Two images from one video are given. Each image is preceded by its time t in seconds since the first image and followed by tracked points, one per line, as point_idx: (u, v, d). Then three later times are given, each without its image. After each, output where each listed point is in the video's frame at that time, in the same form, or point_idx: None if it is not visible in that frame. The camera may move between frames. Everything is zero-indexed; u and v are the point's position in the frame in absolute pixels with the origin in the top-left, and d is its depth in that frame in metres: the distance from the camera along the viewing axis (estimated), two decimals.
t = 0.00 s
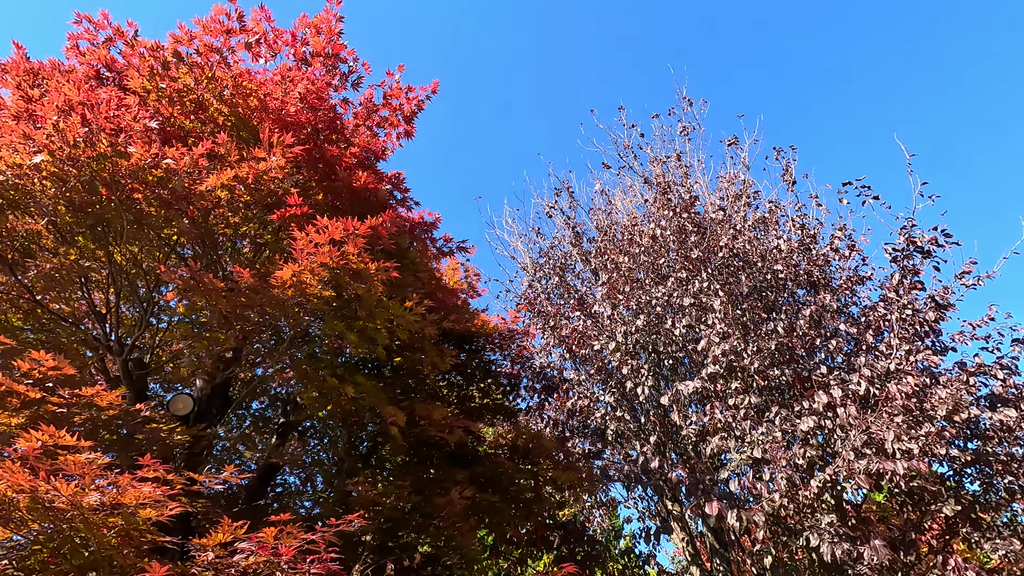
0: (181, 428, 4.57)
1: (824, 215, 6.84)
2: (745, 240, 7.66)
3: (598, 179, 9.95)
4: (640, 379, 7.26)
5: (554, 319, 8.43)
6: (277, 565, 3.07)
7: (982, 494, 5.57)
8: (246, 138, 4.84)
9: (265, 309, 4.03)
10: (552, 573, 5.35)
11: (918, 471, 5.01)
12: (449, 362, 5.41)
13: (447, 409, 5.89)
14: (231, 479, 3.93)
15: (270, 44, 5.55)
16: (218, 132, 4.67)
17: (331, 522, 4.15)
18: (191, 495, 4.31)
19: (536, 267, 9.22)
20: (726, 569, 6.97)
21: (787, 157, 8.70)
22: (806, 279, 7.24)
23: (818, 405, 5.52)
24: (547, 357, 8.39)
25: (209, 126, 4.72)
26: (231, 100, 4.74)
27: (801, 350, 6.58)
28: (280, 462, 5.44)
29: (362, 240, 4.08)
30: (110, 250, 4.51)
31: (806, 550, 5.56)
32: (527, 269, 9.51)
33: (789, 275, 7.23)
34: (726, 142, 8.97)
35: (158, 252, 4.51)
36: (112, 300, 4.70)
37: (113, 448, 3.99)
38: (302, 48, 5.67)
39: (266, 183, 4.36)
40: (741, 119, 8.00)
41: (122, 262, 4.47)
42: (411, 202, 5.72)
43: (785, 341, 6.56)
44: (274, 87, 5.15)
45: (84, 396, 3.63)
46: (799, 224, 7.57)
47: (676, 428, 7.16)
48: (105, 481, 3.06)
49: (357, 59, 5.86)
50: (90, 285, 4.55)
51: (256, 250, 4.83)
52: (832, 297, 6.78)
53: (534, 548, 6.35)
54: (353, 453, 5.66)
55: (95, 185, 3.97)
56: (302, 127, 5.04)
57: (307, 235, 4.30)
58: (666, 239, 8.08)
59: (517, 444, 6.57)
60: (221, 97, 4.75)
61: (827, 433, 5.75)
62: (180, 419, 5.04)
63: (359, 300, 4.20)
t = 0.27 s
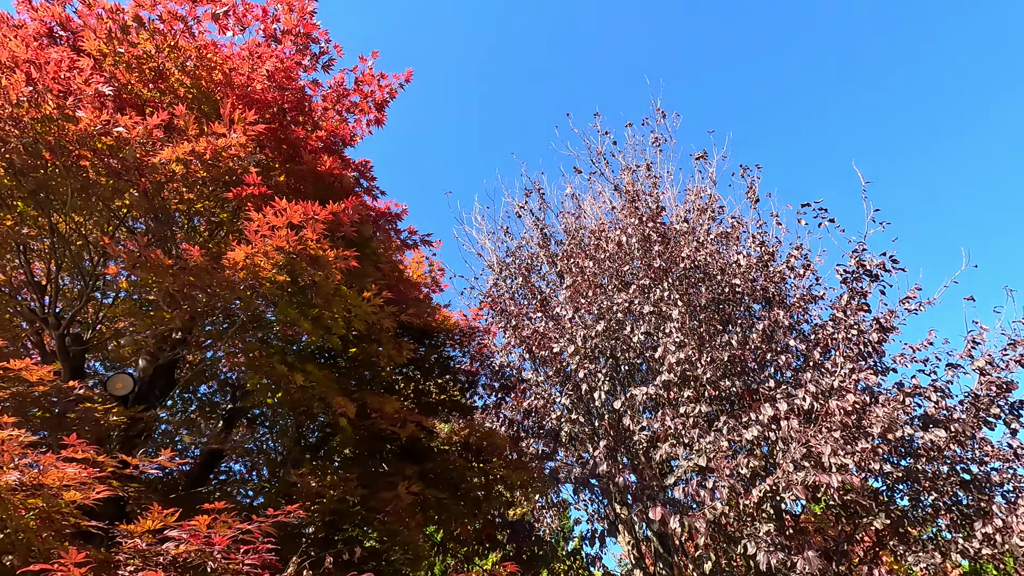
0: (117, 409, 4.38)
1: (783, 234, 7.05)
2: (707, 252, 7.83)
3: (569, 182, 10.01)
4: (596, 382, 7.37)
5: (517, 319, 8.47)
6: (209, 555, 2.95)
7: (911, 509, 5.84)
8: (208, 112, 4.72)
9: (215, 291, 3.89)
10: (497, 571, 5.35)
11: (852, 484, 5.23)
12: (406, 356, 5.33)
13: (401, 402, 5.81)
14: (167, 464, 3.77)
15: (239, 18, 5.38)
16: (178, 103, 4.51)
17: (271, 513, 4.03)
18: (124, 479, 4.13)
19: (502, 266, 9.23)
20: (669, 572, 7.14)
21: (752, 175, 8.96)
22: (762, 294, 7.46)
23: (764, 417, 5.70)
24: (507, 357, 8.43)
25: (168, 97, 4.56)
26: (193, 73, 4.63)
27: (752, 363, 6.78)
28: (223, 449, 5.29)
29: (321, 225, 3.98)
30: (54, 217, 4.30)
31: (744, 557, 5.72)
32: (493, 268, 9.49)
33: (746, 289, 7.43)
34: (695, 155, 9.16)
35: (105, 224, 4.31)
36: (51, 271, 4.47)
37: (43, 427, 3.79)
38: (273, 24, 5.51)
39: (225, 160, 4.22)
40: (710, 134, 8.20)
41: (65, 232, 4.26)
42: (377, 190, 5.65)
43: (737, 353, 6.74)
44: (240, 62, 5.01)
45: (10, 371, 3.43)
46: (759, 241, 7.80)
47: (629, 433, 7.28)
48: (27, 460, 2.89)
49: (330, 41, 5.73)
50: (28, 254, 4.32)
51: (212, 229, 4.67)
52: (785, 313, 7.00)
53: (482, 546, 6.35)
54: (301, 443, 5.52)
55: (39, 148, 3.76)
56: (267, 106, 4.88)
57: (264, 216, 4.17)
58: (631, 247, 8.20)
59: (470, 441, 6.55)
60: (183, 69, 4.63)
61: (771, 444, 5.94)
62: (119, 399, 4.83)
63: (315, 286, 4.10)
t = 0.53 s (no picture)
0: (69, 384, 4.22)
1: (757, 236, 7.16)
2: (682, 252, 7.91)
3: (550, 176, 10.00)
4: (567, 376, 7.40)
5: (491, 310, 8.45)
6: (160, 535, 2.85)
7: (864, 510, 6.01)
8: (179, 81, 4.61)
9: (178, 266, 3.76)
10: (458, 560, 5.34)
11: (809, 483, 5.36)
12: (375, 341, 5.25)
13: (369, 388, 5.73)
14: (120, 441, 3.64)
15: None
16: (146, 70, 4.35)
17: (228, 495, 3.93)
18: (74, 457, 3.99)
19: (479, 257, 9.18)
20: (630, 566, 7.23)
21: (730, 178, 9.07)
22: (734, 296, 7.57)
23: (729, 416, 5.80)
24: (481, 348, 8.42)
25: (136, 63, 4.40)
26: (164, 39, 4.49)
27: (721, 363, 6.89)
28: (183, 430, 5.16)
29: (291, 202, 3.88)
30: (9, 181, 4.12)
31: (703, 552, 5.82)
32: (470, 258, 9.43)
33: (718, 290, 7.53)
34: (676, 155, 9.22)
35: (65, 192, 4.15)
36: (4, 238, 4.28)
37: None
38: None
39: (194, 131, 4.08)
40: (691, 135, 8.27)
41: (21, 199, 4.08)
42: (353, 172, 5.55)
43: (706, 352, 6.84)
44: (215, 32, 4.87)
45: None
46: (733, 243, 7.90)
47: (597, 428, 7.33)
48: None
49: (310, 16, 5.58)
50: None
51: (179, 203, 4.52)
52: (755, 315, 7.12)
53: (445, 535, 6.34)
54: (265, 427, 5.39)
55: None
56: (241, 79, 4.75)
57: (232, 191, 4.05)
58: (608, 243, 8.23)
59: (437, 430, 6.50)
60: (153, 34, 4.47)
61: (734, 442, 6.04)
62: (73, 374, 4.67)
63: (282, 266, 3.99)
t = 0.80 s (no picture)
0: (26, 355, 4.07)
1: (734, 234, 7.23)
2: (662, 246, 7.95)
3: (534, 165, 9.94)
4: (543, 366, 7.41)
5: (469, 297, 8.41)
6: (117, 511, 2.76)
7: (826, 504, 6.16)
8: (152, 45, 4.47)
9: (144, 236, 3.63)
10: (426, 545, 5.32)
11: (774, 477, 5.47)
12: (349, 322, 5.16)
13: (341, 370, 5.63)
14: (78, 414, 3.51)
15: None
16: (116, 31, 4.18)
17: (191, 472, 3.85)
18: (28, 429, 3.85)
19: (459, 243, 9.11)
20: (597, 555, 7.32)
21: (712, 175, 9.13)
22: (710, 292, 7.64)
23: (700, 409, 5.87)
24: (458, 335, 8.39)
25: (107, 23, 4.22)
26: None
27: (694, 357, 6.97)
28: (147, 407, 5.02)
29: (264, 174, 3.79)
30: None
31: (668, 541, 5.91)
32: (450, 244, 9.33)
33: (695, 285, 7.60)
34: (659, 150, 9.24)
35: (26, 155, 3.97)
36: None
37: None
38: None
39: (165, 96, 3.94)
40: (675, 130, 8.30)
41: None
42: (332, 149, 5.43)
43: (681, 346, 6.91)
44: None
45: None
46: (712, 240, 7.97)
47: (570, 418, 7.36)
48: None
49: None
50: None
51: (148, 172, 4.37)
52: (730, 311, 7.21)
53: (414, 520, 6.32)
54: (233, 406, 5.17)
55: None
56: (218, 46, 4.62)
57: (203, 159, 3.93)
58: (589, 235, 8.23)
59: (409, 414, 6.45)
60: None
61: (704, 435, 6.13)
62: (31, 345, 4.50)
63: (254, 240, 3.89)
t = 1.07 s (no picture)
0: None
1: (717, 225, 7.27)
2: (645, 236, 7.97)
3: (520, 150, 9.85)
4: (522, 351, 7.41)
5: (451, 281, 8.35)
6: (80, 482, 2.66)
7: (795, 493, 6.30)
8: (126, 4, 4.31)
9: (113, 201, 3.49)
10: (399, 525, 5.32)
11: (745, 464, 5.57)
12: (326, 299, 5.05)
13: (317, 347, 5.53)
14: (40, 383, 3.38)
15: None
16: None
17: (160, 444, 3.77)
18: None
19: (442, 226, 9.02)
20: (569, 539, 7.41)
21: (697, 167, 9.17)
22: (691, 283, 7.70)
23: (675, 397, 5.94)
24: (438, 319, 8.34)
25: None
26: None
27: (673, 347, 7.03)
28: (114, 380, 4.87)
29: (241, 142, 3.70)
30: None
31: (640, 526, 5.99)
32: (433, 227, 9.24)
33: (676, 275, 7.64)
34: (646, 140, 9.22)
35: None
36: None
37: None
38: None
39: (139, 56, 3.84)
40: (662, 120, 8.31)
41: None
42: (314, 121, 5.30)
43: (659, 335, 6.97)
44: None
45: None
46: (694, 232, 8.02)
47: (547, 404, 7.39)
48: None
49: None
50: None
51: (121, 137, 4.21)
52: (709, 302, 7.27)
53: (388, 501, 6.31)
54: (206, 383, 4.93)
55: None
56: (197, 9, 4.45)
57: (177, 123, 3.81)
58: (572, 222, 8.22)
59: (385, 394, 6.41)
60: None
61: (679, 423, 6.20)
62: None
63: (229, 210, 3.79)
